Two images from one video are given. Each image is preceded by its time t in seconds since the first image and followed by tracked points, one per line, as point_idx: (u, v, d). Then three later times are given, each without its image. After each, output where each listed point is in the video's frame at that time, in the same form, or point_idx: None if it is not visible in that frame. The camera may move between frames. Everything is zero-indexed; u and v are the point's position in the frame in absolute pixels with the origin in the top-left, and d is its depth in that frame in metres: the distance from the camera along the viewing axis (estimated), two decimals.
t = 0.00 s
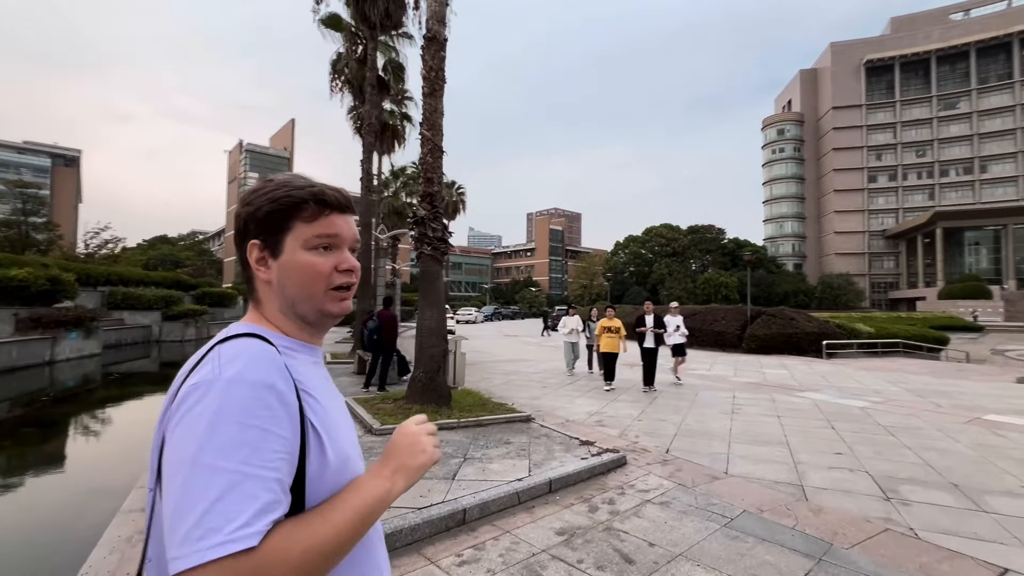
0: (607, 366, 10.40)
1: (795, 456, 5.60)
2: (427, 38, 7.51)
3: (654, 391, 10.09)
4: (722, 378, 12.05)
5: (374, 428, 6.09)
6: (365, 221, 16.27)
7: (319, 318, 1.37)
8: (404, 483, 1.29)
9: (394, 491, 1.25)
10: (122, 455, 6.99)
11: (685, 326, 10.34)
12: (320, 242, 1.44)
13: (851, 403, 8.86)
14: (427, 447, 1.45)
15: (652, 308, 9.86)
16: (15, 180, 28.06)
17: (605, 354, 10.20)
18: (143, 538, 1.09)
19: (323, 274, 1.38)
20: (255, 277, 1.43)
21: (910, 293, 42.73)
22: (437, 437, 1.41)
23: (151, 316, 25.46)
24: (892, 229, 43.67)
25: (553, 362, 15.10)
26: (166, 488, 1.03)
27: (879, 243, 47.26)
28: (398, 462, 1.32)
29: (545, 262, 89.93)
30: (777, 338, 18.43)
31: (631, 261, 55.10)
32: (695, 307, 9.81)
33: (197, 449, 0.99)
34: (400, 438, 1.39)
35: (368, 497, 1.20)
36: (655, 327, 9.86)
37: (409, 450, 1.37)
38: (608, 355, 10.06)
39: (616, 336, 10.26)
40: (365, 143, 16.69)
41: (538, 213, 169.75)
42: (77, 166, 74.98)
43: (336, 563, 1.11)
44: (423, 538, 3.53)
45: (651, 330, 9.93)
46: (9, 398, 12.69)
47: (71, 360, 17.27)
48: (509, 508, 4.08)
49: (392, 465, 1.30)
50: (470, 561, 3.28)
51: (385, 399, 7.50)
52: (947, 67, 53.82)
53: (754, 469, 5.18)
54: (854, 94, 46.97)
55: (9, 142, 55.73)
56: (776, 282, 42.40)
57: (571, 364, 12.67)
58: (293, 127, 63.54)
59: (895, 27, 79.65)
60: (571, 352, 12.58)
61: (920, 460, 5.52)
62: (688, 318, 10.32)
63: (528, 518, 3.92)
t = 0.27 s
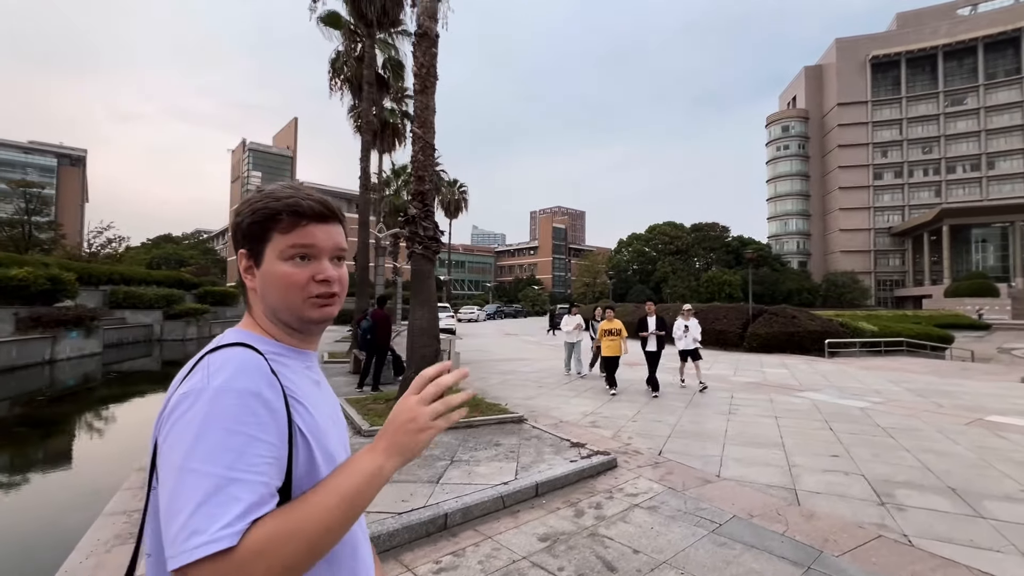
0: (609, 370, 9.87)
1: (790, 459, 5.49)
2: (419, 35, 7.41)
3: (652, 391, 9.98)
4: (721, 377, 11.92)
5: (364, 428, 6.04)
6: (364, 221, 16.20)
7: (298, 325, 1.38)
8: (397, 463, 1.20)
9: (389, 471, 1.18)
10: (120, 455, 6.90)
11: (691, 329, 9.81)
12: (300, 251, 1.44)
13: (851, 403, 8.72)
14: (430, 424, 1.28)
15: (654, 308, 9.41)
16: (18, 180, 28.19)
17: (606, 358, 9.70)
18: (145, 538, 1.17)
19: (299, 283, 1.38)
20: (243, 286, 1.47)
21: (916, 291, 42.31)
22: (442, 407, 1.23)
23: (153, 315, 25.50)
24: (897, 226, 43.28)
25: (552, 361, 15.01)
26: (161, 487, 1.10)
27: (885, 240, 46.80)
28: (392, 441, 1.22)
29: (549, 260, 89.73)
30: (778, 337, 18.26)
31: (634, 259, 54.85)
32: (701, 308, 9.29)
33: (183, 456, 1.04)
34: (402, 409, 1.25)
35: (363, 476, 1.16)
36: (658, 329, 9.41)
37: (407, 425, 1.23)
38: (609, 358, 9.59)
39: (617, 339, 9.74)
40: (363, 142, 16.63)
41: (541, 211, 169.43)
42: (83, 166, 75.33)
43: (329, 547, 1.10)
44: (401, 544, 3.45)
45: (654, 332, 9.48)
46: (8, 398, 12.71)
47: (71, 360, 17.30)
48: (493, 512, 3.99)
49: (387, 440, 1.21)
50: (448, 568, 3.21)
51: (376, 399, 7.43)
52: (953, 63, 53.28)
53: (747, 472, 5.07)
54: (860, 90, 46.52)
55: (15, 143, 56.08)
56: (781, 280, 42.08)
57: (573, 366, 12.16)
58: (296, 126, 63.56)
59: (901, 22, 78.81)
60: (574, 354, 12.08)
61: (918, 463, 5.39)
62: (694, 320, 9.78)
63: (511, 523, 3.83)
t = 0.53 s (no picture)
0: (611, 369, 9.48)
1: (787, 459, 5.36)
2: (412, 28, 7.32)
3: (651, 390, 9.86)
4: (722, 376, 11.79)
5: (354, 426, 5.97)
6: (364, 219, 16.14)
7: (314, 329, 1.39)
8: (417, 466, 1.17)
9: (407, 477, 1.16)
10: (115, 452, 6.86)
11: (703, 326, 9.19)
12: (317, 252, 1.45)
13: (853, 403, 8.57)
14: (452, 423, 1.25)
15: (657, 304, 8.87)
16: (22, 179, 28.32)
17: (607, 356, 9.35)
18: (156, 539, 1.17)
19: (316, 284, 1.39)
20: (256, 287, 1.50)
21: (924, 289, 41.83)
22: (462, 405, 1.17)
23: (155, 314, 25.54)
24: (904, 224, 42.84)
25: (553, 360, 14.90)
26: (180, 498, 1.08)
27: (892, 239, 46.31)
28: (412, 449, 1.19)
29: (552, 259, 89.51)
30: (782, 336, 18.05)
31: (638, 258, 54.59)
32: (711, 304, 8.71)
33: (200, 468, 1.02)
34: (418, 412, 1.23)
35: (377, 485, 1.13)
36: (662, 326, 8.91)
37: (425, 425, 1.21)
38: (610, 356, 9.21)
39: (618, 337, 9.34)
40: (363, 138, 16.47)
41: (546, 209, 168.95)
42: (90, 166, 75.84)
43: (348, 560, 1.08)
44: (383, 546, 3.38)
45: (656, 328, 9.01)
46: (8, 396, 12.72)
47: (72, 358, 17.33)
48: (480, 513, 3.91)
49: (406, 448, 1.19)
50: (428, 571, 3.12)
51: (370, 398, 7.34)
52: (961, 59, 52.68)
53: (742, 472, 4.96)
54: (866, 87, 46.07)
55: (23, 143, 56.47)
56: (786, 279, 41.75)
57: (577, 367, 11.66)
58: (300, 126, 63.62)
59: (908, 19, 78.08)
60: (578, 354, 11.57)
61: (919, 464, 5.26)
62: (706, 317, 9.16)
63: (496, 525, 3.74)
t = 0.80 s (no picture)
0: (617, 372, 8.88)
1: (789, 461, 5.19)
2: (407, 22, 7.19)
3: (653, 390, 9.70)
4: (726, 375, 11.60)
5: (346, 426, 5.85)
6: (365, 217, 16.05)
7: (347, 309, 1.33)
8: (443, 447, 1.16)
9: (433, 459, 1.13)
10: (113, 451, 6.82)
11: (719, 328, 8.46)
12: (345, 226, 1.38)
13: (859, 403, 8.35)
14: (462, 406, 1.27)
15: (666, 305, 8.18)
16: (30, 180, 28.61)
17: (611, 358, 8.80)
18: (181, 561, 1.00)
19: (348, 261, 1.32)
20: (274, 264, 1.40)
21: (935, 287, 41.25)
22: (471, 399, 1.22)
23: (160, 313, 25.71)
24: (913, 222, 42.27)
25: (554, 359, 14.75)
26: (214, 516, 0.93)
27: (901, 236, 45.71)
28: (433, 430, 1.17)
29: (558, 258, 89.29)
30: (787, 335, 17.78)
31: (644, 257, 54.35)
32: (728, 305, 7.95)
33: (245, 474, 0.87)
34: (431, 395, 1.23)
35: (412, 473, 1.08)
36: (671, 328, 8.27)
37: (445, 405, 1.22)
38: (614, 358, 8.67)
39: (624, 338, 8.74)
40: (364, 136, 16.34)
41: (551, 208, 168.57)
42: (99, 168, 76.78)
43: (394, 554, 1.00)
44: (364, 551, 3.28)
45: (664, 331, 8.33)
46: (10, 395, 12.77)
47: (76, 357, 17.44)
48: (468, 517, 3.79)
49: (427, 426, 1.16)
50: None
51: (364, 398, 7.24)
52: (972, 54, 51.82)
53: (741, 476, 4.80)
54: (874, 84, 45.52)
55: (34, 145, 57.23)
56: (794, 277, 41.37)
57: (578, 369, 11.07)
58: (305, 126, 63.95)
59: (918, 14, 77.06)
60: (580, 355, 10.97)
61: (927, 467, 5.07)
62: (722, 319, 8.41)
63: (483, 530, 3.61)
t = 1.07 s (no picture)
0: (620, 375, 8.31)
1: (787, 466, 5.06)
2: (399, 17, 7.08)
3: (652, 391, 9.57)
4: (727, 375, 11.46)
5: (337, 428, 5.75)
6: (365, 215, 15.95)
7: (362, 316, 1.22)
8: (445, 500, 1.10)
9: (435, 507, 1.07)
10: (108, 449, 6.79)
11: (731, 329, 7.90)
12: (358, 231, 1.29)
13: (862, 404, 8.18)
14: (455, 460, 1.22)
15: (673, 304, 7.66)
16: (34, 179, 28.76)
17: (613, 361, 8.30)
18: None
19: (365, 265, 1.22)
20: (279, 270, 1.24)
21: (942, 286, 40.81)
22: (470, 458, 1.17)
23: (162, 311, 25.79)
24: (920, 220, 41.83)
25: (555, 358, 14.64)
26: (195, 548, 0.80)
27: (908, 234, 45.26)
28: (437, 478, 1.11)
29: (561, 256, 89.17)
30: (791, 334, 17.58)
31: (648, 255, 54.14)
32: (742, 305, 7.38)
33: (237, 500, 0.75)
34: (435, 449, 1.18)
35: (413, 519, 1.02)
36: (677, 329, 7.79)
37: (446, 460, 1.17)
38: (616, 360, 8.18)
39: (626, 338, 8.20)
40: (364, 133, 16.25)
41: (555, 206, 168.31)
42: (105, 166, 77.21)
43: None
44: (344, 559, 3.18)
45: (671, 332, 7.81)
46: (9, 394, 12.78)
47: (77, 356, 17.49)
48: (453, 524, 3.69)
49: (428, 482, 1.08)
50: None
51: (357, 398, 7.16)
52: (981, 49, 51.18)
53: (737, 480, 4.67)
54: (881, 80, 45.04)
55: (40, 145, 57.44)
56: (799, 276, 41.06)
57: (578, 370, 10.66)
58: (307, 125, 63.56)
59: (926, 10, 76.25)
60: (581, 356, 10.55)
61: (930, 472, 4.92)
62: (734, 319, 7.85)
63: (468, 538, 3.51)
